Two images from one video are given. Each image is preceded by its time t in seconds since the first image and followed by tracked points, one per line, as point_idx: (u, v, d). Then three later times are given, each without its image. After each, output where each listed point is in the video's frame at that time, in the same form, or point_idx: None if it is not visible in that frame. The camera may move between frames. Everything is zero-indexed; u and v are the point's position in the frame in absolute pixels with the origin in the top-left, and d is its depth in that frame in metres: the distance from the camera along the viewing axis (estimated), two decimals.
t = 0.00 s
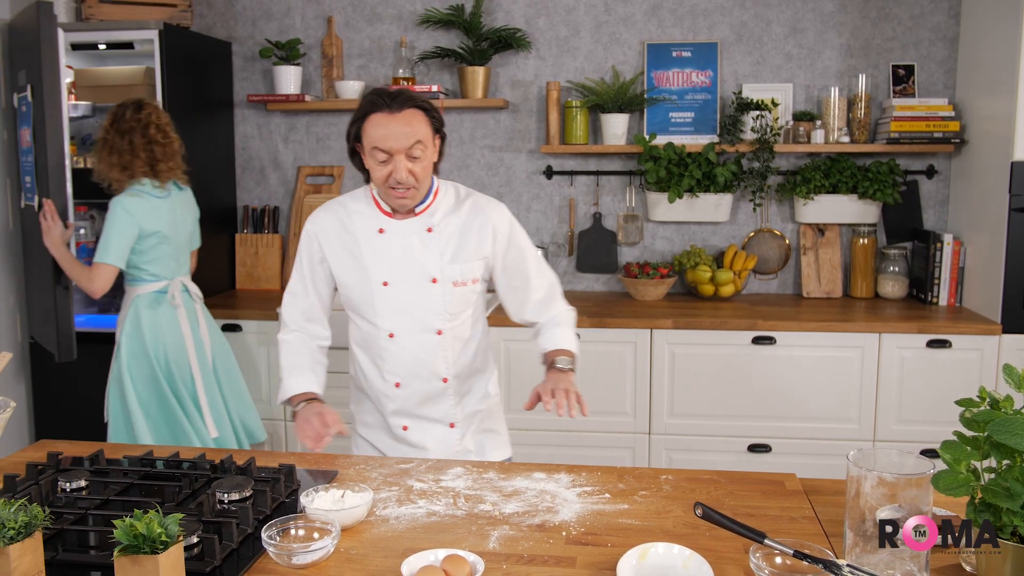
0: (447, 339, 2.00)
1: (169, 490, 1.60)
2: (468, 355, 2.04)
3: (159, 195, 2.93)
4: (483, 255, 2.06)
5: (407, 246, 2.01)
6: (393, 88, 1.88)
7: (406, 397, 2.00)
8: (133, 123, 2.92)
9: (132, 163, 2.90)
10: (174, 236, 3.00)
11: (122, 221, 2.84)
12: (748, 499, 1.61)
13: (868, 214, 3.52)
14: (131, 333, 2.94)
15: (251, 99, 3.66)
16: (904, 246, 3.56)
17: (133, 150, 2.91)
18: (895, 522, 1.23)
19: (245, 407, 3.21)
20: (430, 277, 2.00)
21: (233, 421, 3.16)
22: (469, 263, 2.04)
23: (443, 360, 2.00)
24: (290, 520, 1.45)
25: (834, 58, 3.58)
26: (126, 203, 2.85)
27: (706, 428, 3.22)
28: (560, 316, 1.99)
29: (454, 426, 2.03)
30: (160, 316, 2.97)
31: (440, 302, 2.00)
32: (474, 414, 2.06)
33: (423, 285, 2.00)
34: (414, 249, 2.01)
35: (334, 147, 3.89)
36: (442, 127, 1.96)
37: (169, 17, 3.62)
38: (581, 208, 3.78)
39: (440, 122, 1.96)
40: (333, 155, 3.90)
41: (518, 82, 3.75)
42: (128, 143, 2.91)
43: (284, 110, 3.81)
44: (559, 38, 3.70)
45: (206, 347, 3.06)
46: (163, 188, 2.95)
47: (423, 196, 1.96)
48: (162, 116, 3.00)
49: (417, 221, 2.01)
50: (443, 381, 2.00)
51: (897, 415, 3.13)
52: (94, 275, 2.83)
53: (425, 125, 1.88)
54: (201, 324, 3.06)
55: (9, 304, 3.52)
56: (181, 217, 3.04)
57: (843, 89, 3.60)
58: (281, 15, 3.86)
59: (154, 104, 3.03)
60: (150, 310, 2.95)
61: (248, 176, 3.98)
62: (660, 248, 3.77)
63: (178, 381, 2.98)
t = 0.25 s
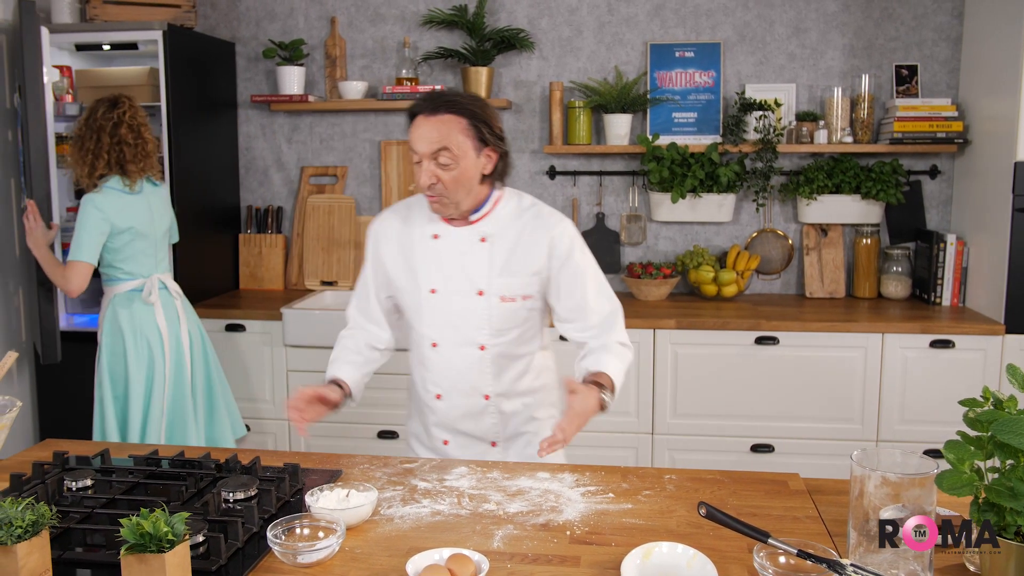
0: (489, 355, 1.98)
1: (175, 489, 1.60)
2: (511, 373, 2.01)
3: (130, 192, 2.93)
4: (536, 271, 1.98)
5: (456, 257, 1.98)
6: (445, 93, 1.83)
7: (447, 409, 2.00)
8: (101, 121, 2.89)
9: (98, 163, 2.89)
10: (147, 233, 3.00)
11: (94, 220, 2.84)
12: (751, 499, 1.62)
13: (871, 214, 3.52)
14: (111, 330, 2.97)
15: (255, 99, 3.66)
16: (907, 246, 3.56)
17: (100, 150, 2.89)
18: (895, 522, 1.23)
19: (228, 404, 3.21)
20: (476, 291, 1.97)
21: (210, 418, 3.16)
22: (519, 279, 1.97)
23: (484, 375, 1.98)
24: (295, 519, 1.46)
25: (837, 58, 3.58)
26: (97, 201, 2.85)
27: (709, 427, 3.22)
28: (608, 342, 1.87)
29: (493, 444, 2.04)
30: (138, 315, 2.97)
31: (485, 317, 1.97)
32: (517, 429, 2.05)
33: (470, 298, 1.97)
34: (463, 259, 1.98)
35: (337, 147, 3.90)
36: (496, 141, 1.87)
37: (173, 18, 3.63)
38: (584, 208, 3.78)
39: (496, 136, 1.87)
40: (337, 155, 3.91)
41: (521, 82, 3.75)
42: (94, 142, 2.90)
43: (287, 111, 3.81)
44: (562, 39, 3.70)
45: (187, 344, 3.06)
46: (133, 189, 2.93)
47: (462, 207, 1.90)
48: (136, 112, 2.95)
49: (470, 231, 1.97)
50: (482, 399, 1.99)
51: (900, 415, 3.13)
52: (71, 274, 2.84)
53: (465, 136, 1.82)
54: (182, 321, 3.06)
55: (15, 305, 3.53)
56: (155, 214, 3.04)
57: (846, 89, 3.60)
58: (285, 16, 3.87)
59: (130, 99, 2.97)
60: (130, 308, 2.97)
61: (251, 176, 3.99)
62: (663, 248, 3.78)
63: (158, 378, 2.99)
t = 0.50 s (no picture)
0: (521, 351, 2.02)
1: (181, 488, 1.61)
2: (547, 374, 2.03)
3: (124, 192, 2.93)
4: (582, 273, 1.98)
5: (509, 250, 2.05)
6: (510, 89, 1.95)
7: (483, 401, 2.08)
8: (96, 122, 2.87)
9: (93, 163, 2.87)
10: (142, 232, 3.00)
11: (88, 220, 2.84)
12: (755, 499, 1.62)
13: (875, 214, 3.51)
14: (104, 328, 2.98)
15: (259, 100, 3.67)
16: (911, 246, 3.56)
17: (94, 151, 2.87)
18: (896, 522, 1.24)
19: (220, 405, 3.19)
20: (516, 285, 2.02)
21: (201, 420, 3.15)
22: (562, 279, 1.98)
23: (515, 371, 2.03)
24: (301, 518, 1.47)
25: (841, 59, 3.58)
26: (90, 201, 2.85)
27: (713, 427, 3.23)
28: (638, 344, 1.69)
29: (517, 450, 2.06)
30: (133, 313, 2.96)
31: (523, 313, 2.01)
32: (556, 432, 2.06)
33: (513, 292, 2.03)
34: (513, 253, 2.05)
35: (341, 147, 3.91)
36: (555, 138, 1.94)
37: (178, 18, 3.64)
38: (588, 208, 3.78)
39: (558, 133, 1.94)
40: (341, 155, 3.91)
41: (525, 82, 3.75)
42: (89, 142, 2.87)
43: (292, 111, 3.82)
44: (566, 39, 3.71)
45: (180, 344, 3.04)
46: (128, 189, 2.92)
47: (519, 202, 1.98)
48: (133, 113, 2.93)
49: (527, 226, 2.04)
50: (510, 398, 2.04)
51: (903, 416, 3.13)
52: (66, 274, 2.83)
53: (518, 130, 1.92)
54: (176, 320, 3.05)
55: (19, 305, 3.54)
56: (150, 215, 3.04)
57: (850, 90, 3.59)
58: (289, 16, 3.88)
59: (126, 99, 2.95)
60: (122, 307, 2.96)
61: (256, 176, 4.00)
62: (667, 248, 3.77)
63: (147, 378, 2.97)
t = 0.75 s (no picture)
0: (539, 344, 2.11)
1: (185, 487, 1.61)
2: (564, 369, 2.11)
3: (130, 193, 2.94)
4: (601, 270, 2.05)
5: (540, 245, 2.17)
6: (555, 80, 2.07)
7: (505, 393, 2.19)
8: (104, 123, 2.89)
9: (99, 163, 2.88)
10: (147, 232, 3.01)
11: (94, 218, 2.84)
12: (757, 498, 1.62)
13: (878, 214, 3.51)
14: (107, 328, 2.98)
15: (263, 100, 3.68)
16: (915, 247, 3.56)
17: (101, 151, 2.88)
18: (895, 523, 1.25)
19: (223, 404, 3.20)
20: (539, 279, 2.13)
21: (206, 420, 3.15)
22: (582, 275, 2.07)
23: (533, 363, 2.12)
24: (305, 517, 1.47)
25: (844, 59, 3.58)
26: (97, 201, 2.85)
27: (716, 427, 3.23)
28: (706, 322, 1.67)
29: (529, 445, 2.15)
30: (136, 313, 2.97)
31: (545, 306, 2.11)
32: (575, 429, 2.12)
33: (538, 286, 2.14)
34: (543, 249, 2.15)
35: (345, 147, 3.92)
36: (587, 133, 2.03)
37: (182, 19, 3.65)
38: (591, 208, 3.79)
39: (592, 129, 2.04)
40: (344, 155, 3.92)
41: (529, 82, 3.75)
42: (96, 143, 2.89)
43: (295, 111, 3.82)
44: (570, 39, 3.71)
45: (182, 343, 3.06)
46: (133, 190, 2.92)
47: (548, 190, 2.10)
48: (141, 115, 2.95)
49: (558, 223, 2.15)
50: (525, 393, 2.14)
51: (907, 416, 3.13)
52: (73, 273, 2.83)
53: (553, 121, 2.03)
54: (180, 320, 3.06)
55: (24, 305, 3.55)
56: (154, 215, 3.04)
57: (853, 90, 3.59)
58: (292, 17, 3.89)
59: (134, 101, 2.98)
60: (126, 307, 2.97)
61: (260, 176, 4.00)
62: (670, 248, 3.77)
63: (152, 377, 2.98)
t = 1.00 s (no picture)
0: (546, 342, 2.12)
1: (188, 487, 1.62)
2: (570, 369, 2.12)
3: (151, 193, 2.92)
4: (607, 269, 2.06)
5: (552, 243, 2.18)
6: (580, 78, 2.08)
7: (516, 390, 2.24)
8: (129, 123, 2.90)
9: (125, 162, 2.88)
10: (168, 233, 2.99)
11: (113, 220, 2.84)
12: (759, 498, 1.63)
13: (881, 215, 3.51)
14: (125, 328, 2.95)
15: (266, 100, 3.69)
16: (917, 247, 3.56)
17: (125, 151, 2.89)
18: (895, 523, 1.26)
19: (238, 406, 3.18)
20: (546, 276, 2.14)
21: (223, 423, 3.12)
22: (588, 274, 2.07)
23: (541, 362, 2.13)
24: (308, 516, 1.48)
25: (847, 59, 3.58)
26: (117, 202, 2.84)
27: (718, 427, 3.23)
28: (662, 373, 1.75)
29: (537, 441, 2.19)
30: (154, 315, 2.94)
31: (552, 305, 2.12)
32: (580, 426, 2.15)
33: (547, 285, 2.14)
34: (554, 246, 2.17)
35: (348, 148, 3.92)
36: (604, 132, 2.04)
37: (185, 19, 3.65)
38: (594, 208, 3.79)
39: (609, 129, 2.05)
40: (347, 156, 3.93)
41: (531, 83, 3.76)
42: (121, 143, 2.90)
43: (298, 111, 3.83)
44: (572, 39, 3.71)
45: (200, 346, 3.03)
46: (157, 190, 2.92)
47: (563, 186, 2.11)
48: (165, 115, 2.98)
49: (569, 222, 2.16)
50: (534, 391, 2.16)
51: (909, 416, 3.13)
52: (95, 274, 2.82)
53: (572, 117, 2.05)
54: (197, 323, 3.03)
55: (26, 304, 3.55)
56: (176, 216, 3.02)
57: (856, 90, 3.59)
58: (295, 17, 3.89)
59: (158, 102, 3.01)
60: (144, 308, 2.94)
61: (263, 176, 4.01)
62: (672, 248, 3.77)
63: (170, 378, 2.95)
